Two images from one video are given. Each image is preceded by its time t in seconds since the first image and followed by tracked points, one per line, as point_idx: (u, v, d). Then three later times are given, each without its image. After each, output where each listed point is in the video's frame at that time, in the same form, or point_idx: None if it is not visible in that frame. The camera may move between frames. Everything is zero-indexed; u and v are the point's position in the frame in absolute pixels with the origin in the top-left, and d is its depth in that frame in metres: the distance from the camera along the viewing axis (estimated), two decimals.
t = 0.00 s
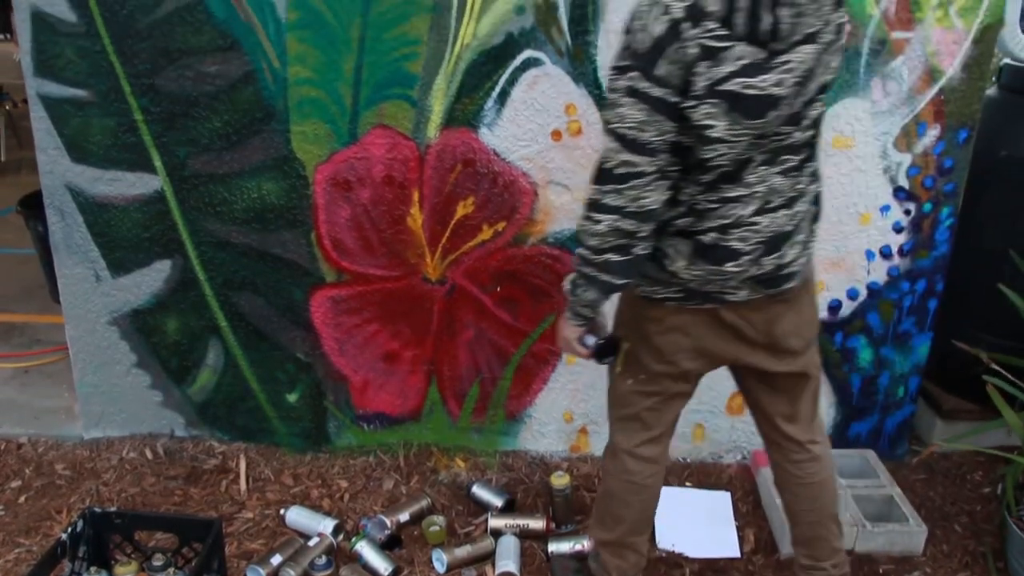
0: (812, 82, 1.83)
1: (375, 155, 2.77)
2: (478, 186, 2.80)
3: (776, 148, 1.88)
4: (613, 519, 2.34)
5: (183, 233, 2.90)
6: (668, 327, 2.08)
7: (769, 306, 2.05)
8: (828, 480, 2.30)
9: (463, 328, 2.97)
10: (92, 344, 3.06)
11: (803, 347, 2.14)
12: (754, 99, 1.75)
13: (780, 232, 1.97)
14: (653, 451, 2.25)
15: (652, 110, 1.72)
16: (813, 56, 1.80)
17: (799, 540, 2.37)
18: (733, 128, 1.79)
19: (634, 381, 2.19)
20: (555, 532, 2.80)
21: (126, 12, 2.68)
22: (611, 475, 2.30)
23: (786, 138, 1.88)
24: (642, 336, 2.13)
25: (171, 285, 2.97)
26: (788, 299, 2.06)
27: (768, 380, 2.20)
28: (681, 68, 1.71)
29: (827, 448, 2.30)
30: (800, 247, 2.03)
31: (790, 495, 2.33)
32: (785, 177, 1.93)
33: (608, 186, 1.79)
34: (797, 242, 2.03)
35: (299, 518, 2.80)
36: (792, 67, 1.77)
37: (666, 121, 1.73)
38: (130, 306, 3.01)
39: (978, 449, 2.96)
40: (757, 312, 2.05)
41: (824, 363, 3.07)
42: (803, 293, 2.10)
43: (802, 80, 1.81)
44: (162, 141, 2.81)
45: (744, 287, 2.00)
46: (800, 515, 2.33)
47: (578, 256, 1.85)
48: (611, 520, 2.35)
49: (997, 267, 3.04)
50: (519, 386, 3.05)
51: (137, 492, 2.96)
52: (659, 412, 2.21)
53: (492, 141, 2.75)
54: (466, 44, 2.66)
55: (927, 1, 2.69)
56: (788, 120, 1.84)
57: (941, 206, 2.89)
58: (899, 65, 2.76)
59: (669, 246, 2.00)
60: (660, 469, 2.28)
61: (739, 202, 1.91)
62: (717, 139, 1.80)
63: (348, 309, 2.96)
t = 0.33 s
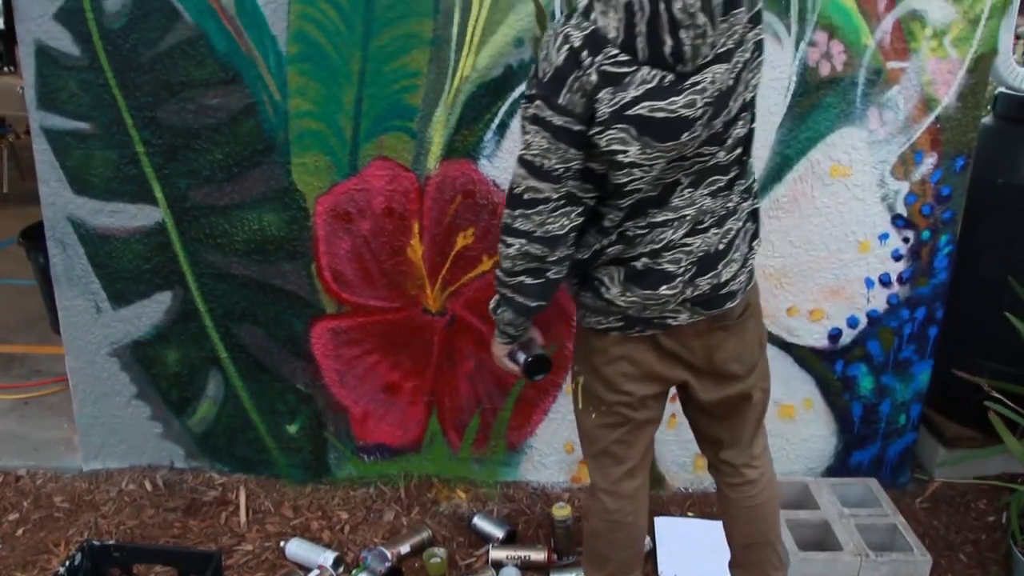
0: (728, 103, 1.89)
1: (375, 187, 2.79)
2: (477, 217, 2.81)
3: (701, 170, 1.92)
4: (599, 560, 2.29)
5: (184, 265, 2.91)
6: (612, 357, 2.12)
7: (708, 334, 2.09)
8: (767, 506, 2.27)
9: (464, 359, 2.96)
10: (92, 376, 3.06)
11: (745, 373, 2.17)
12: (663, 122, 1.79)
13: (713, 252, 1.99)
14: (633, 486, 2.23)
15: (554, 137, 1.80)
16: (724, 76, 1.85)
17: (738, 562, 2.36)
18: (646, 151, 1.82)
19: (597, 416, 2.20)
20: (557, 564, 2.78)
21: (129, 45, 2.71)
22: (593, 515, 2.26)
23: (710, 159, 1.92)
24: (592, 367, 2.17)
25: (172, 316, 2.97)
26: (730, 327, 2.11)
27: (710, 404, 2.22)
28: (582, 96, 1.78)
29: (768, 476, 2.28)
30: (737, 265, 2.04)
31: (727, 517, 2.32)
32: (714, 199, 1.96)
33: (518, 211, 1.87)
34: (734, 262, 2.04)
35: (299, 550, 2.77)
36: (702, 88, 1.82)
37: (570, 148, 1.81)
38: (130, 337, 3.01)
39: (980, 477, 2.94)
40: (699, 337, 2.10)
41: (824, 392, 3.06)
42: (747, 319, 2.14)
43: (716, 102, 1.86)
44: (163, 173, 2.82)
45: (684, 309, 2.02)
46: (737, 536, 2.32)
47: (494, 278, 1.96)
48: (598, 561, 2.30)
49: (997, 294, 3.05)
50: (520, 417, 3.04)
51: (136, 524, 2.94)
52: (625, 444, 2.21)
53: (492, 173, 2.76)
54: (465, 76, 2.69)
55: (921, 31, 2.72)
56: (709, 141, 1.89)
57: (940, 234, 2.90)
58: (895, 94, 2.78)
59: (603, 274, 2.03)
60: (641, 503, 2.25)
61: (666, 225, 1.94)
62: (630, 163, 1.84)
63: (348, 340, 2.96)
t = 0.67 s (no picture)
0: (693, 130, 1.86)
1: (375, 219, 2.80)
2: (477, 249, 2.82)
3: (669, 200, 1.92)
4: None
5: (185, 296, 2.91)
6: (594, 390, 2.12)
7: (688, 365, 2.09)
8: (760, 539, 2.27)
9: (464, 391, 2.96)
10: (92, 408, 3.05)
11: (728, 404, 2.16)
12: (624, 150, 1.78)
13: (686, 282, 1.98)
14: (625, 518, 2.22)
15: (516, 167, 1.82)
16: (687, 104, 1.83)
17: None
18: (608, 179, 1.81)
19: (583, 448, 2.20)
20: None
21: (131, 79, 2.73)
22: (587, 548, 2.25)
23: (678, 188, 1.91)
24: (577, 401, 2.18)
25: (172, 347, 2.97)
26: (709, 358, 2.10)
27: (693, 435, 2.22)
28: (542, 126, 1.80)
29: (759, 508, 2.27)
30: (713, 295, 2.04)
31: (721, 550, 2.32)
32: (685, 229, 1.95)
33: (485, 242, 1.91)
34: (709, 291, 2.02)
35: None
36: (663, 116, 1.80)
37: (532, 178, 1.83)
38: (130, 369, 3.00)
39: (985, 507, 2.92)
40: (679, 370, 2.09)
41: (825, 421, 3.05)
42: (728, 349, 2.13)
43: (679, 131, 1.84)
44: (164, 206, 2.84)
45: (661, 339, 2.02)
46: (732, 569, 2.31)
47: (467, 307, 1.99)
48: None
49: (997, 322, 3.05)
50: (521, 448, 3.03)
51: (135, 557, 2.92)
52: (615, 476, 2.21)
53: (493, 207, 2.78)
54: (464, 108, 2.71)
55: (916, 61, 2.74)
56: (676, 170, 1.88)
57: (940, 261, 2.91)
58: (891, 123, 2.80)
59: (578, 306, 2.04)
60: (634, 535, 2.24)
61: (637, 255, 1.94)
62: (592, 192, 1.83)
63: (349, 372, 2.96)
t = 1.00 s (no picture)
0: (683, 163, 1.87)
1: (375, 250, 2.81)
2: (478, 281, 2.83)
3: (662, 233, 1.93)
4: None
5: (185, 327, 2.92)
6: (592, 423, 2.11)
7: (685, 397, 2.08)
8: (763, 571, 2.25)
9: (463, 422, 2.95)
10: (91, 439, 3.04)
11: (726, 434, 2.16)
12: (611, 182, 1.80)
13: (680, 316, 1.98)
14: (626, 552, 2.20)
15: (506, 198, 1.83)
16: (675, 136, 1.84)
17: None
18: (596, 211, 1.82)
19: (583, 481, 2.19)
20: None
21: (133, 111, 2.75)
22: None
23: (670, 222, 1.93)
24: (576, 434, 2.17)
25: (172, 379, 2.97)
26: (704, 389, 2.09)
27: (692, 466, 2.21)
28: (531, 157, 1.81)
29: (761, 540, 2.26)
30: (709, 329, 2.04)
31: None
32: (678, 262, 1.96)
33: (476, 273, 1.90)
34: (704, 325, 2.02)
35: None
36: (651, 148, 1.81)
37: (522, 209, 1.83)
38: (130, 400, 2.99)
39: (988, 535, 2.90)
40: (677, 402, 2.08)
41: (827, 450, 3.04)
42: (725, 379, 2.13)
43: (667, 163, 1.85)
44: (165, 237, 2.84)
45: (656, 373, 2.03)
46: None
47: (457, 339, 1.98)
48: None
49: (997, 348, 3.05)
50: (522, 478, 3.02)
51: None
52: (615, 509, 2.19)
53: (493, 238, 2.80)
54: (464, 139, 2.73)
55: (912, 90, 2.77)
56: (665, 204, 1.90)
57: (939, 290, 2.92)
58: (888, 152, 2.82)
59: (573, 340, 2.04)
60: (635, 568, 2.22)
61: (630, 289, 1.95)
62: (580, 224, 1.83)
63: (349, 403, 2.95)
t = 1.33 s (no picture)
0: (684, 184, 1.88)
1: (375, 280, 2.82)
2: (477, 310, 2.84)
3: (665, 253, 1.93)
4: None
5: (185, 357, 2.92)
6: (595, 451, 2.10)
7: (688, 423, 2.08)
8: None
9: (465, 451, 2.95)
10: (91, 470, 3.03)
11: (730, 461, 2.15)
12: (617, 207, 1.80)
13: (684, 332, 1.98)
14: None
15: (513, 228, 1.83)
16: (677, 157, 1.85)
17: None
18: (604, 236, 1.82)
19: (584, 510, 2.18)
20: None
21: (134, 142, 2.77)
22: None
23: (673, 241, 1.92)
24: (578, 462, 2.16)
25: (172, 409, 2.96)
26: (710, 412, 2.09)
27: (695, 493, 2.20)
28: (537, 186, 1.82)
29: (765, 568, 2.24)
30: (712, 343, 2.04)
31: None
32: (682, 280, 1.96)
33: (485, 305, 1.89)
34: (708, 340, 2.03)
35: None
36: (654, 170, 1.82)
37: (530, 238, 1.83)
38: (129, 430, 2.99)
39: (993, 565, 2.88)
40: (680, 428, 2.08)
41: (829, 477, 3.03)
42: (728, 405, 2.12)
43: (670, 185, 1.86)
44: (166, 267, 2.85)
45: (663, 394, 2.02)
46: None
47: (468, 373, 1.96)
48: None
49: (1000, 374, 3.03)
50: (522, 508, 3.01)
51: None
52: (617, 538, 2.17)
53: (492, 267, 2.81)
54: (464, 169, 2.75)
55: (909, 117, 2.79)
56: (668, 223, 1.90)
57: (939, 315, 2.92)
58: (887, 179, 2.83)
59: (579, 363, 2.03)
60: None
61: (636, 309, 1.94)
62: (589, 250, 1.82)
63: (350, 432, 2.95)
